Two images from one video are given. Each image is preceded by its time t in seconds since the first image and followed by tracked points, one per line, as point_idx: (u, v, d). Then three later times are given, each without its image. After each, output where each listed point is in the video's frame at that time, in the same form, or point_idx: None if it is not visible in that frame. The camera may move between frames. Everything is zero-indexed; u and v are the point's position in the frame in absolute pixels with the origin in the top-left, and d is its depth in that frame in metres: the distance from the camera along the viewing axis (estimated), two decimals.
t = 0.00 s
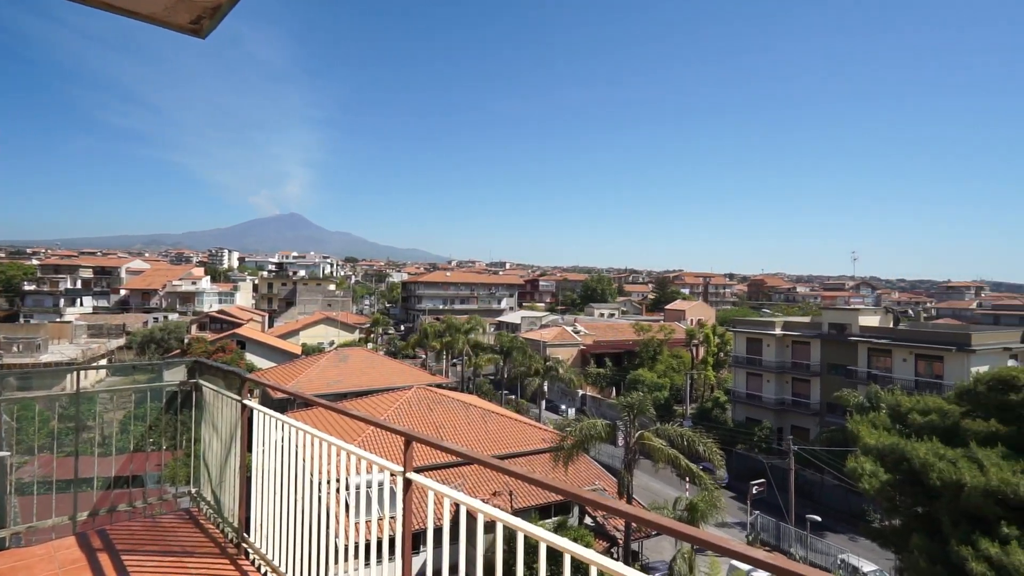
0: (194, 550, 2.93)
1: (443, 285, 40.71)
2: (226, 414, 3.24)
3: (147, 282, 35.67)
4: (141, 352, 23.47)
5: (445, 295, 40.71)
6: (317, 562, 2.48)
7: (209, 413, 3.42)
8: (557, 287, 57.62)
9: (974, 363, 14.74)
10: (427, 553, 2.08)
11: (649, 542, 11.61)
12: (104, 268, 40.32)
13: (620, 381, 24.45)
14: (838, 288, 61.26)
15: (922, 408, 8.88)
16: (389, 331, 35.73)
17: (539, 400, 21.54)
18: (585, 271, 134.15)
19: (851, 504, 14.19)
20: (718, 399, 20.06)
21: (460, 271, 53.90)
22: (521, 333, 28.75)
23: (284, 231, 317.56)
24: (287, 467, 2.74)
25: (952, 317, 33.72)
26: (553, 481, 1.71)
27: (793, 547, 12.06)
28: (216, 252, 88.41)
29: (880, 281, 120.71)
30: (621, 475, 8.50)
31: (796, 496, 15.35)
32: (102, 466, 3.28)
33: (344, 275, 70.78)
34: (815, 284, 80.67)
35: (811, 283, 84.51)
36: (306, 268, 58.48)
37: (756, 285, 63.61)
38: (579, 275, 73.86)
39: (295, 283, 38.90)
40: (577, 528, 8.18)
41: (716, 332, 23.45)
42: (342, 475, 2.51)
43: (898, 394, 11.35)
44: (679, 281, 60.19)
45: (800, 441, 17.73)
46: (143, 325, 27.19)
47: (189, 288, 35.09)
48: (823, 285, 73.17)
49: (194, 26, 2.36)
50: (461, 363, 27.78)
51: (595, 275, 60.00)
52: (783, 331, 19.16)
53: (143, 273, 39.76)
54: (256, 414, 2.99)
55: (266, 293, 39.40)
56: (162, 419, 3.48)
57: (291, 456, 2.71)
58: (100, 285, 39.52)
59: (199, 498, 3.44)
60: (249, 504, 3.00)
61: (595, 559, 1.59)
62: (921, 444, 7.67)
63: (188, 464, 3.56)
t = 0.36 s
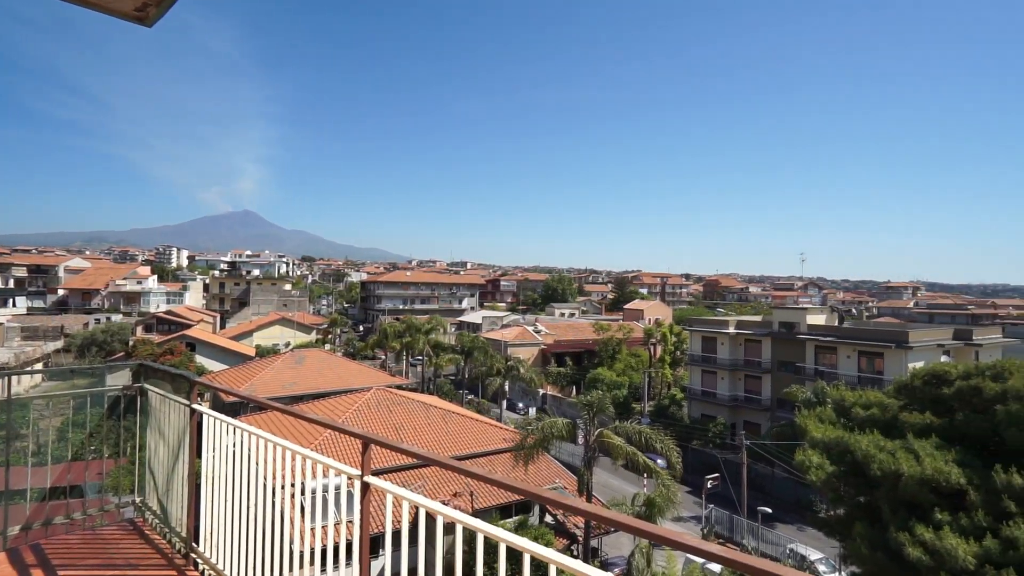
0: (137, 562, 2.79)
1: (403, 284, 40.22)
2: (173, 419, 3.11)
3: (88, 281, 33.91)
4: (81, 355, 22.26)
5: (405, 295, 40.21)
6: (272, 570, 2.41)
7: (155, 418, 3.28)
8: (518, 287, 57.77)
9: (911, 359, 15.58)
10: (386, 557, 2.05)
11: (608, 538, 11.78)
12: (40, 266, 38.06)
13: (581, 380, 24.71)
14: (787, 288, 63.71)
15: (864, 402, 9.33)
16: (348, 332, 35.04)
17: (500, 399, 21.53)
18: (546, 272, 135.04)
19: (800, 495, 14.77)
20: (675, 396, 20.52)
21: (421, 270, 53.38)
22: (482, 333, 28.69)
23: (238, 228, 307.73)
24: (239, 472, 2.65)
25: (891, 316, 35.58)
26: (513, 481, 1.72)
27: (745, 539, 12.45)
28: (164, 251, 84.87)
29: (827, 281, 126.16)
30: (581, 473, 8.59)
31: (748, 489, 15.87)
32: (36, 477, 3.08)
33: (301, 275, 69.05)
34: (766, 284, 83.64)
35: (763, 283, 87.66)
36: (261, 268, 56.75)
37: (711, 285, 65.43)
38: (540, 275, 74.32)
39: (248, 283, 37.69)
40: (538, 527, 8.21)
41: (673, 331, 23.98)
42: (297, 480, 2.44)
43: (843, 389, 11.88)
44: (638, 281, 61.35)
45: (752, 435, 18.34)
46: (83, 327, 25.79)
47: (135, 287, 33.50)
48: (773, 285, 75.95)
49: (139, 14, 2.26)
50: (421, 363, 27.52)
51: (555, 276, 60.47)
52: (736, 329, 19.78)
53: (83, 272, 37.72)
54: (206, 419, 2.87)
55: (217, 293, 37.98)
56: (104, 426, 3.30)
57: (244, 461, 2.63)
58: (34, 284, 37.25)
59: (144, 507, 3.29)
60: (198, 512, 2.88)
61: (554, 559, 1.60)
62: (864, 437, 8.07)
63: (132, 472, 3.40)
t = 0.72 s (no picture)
0: None
1: (361, 284, 39.52)
2: (114, 425, 2.95)
3: (21, 281, 31.91)
4: (12, 359, 20.90)
5: (364, 295, 39.54)
6: None
7: (94, 424, 3.10)
8: (478, 288, 57.66)
9: (854, 356, 16.36)
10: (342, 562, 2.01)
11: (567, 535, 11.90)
12: None
13: (541, 380, 24.87)
14: (739, 288, 66.03)
15: (811, 398, 9.73)
16: (304, 333, 34.16)
17: (460, 400, 21.42)
18: (507, 272, 135.35)
19: (750, 488, 15.30)
20: (633, 395, 20.91)
21: (380, 270, 52.60)
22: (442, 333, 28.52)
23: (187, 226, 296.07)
24: (187, 480, 2.54)
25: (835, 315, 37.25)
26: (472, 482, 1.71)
27: (700, 532, 12.79)
28: (106, 249, 80.85)
29: (777, 281, 131.18)
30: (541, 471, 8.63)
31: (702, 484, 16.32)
32: None
33: (254, 274, 66.95)
34: (719, 285, 86.29)
35: (716, 284, 90.52)
36: (211, 267, 54.69)
37: (667, 285, 66.98)
38: (501, 275, 74.40)
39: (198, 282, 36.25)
40: (498, 527, 8.19)
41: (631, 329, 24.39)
42: (249, 486, 2.37)
43: (791, 386, 12.36)
44: (597, 281, 62.22)
45: (706, 432, 18.87)
46: (15, 329, 24.22)
47: (73, 287, 31.71)
48: (726, 285, 78.43)
49: None
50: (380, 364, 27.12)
51: (516, 276, 60.65)
52: (691, 328, 20.33)
53: (15, 270, 35.43)
54: (150, 425, 2.74)
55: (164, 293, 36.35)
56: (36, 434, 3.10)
57: (191, 467, 2.52)
58: None
59: (82, 519, 3.12)
60: (140, 522, 2.74)
61: (512, 558, 1.60)
62: (810, 431, 8.42)
63: (70, 482, 3.22)
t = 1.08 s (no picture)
0: None
1: (317, 284, 38.57)
2: (49, 433, 2.78)
3: None
4: None
5: (320, 295, 38.64)
6: None
7: (27, 432, 2.93)
8: (438, 287, 57.24)
9: (801, 354, 17.07)
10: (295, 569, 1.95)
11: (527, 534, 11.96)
12: None
13: (501, 379, 24.90)
14: (694, 288, 67.87)
15: (761, 395, 10.09)
16: (257, 334, 33.09)
17: (419, 401, 21.15)
18: (467, 271, 134.90)
19: (704, 483, 15.74)
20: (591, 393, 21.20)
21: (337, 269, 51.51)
22: (401, 334, 28.15)
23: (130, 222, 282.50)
24: (128, 488, 2.42)
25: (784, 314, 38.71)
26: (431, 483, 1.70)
27: (656, 527, 13.07)
28: (40, 245, 76.20)
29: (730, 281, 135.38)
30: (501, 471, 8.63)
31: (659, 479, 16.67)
32: None
33: (204, 272, 64.43)
34: (675, 284, 88.42)
35: (673, 283, 92.83)
36: (157, 265, 52.33)
37: (626, 285, 68.12)
38: (461, 275, 74.06)
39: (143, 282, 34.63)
40: (458, 528, 8.13)
41: (590, 329, 24.62)
42: (198, 493, 2.29)
43: (743, 383, 12.77)
44: (557, 281, 62.68)
45: (662, 428, 19.30)
46: None
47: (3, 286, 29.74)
48: (681, 285, 80.42)
49: None
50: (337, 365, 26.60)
51: (476, 275, 60.50)
52: (648, 327, 20.73)
53: None
54: (89, 431, 2.60)
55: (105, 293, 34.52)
56: None
57: (134, 475, 2.40)
58: None
59: (12, 532, 2.93)
60: (78, 534, 2.60)
61: (470, 559, 1.59)
62: (760, 427, 8.73)
63: None
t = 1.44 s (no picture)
0: None
1: (271, 283, 37.43)
2: None
3: None
4: None
5: (274, 294, 37.54)
6: None
7: None
8: (397, 286, 56.49)
9: (752, 352, 17.68)
10: None
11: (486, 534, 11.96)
12: None
13: (461, 379, 24.77)
14: (651, 288, 69.35)
15: (714, 391, 10.40)
16: (207, 335, 31.85)
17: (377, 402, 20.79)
18: (426, 271, 133.69)
19: (660, 478, 16.11)
20: (551, 392, 21.37)
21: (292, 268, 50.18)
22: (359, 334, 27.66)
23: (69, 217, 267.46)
24: (65, 498, 2.28)
25: (737, 314, 40.00)
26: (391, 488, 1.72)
27: (614, 523, 13.29)
28: None
29: (685, 280, 139.03)
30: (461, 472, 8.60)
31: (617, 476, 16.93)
32: None
33: (149, 271, 61.58)
34: (632, 284, 90.09)
35: (631, 283, 94.68)
36: (98, 263, 49.67)
37: (585, 285, 68.91)
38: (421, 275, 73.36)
39: (82, 281, 32.78)
40: (417, 530, 8.03)
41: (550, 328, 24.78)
42: (139, 503, 2.18)
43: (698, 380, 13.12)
44: (517, 281, 62.86)
45: (620, 426, 19.63)
46: None
47: None
48: (639, 285, 82.06)
49: None
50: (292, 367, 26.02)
51: (436, 275, 59.99)
52: (606, 327, 21.03)
53: None
54: (21, 439, 2.45)
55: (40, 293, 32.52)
56: None
57: (72, 484, 2.27)
58: None
59: None
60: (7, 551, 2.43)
61: (426, 561, 1.58)
62: (714, 422, 9.00)
63: None
